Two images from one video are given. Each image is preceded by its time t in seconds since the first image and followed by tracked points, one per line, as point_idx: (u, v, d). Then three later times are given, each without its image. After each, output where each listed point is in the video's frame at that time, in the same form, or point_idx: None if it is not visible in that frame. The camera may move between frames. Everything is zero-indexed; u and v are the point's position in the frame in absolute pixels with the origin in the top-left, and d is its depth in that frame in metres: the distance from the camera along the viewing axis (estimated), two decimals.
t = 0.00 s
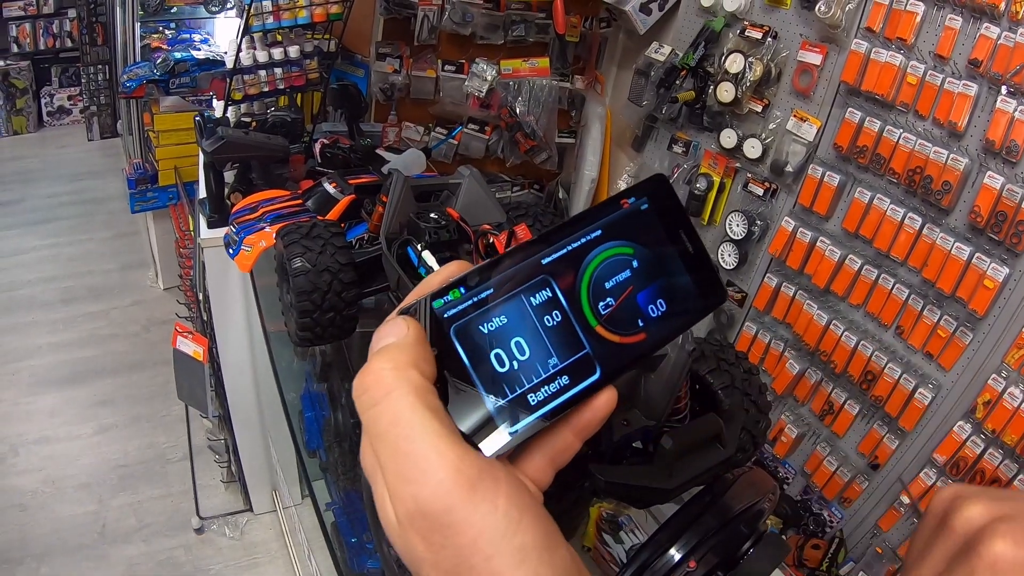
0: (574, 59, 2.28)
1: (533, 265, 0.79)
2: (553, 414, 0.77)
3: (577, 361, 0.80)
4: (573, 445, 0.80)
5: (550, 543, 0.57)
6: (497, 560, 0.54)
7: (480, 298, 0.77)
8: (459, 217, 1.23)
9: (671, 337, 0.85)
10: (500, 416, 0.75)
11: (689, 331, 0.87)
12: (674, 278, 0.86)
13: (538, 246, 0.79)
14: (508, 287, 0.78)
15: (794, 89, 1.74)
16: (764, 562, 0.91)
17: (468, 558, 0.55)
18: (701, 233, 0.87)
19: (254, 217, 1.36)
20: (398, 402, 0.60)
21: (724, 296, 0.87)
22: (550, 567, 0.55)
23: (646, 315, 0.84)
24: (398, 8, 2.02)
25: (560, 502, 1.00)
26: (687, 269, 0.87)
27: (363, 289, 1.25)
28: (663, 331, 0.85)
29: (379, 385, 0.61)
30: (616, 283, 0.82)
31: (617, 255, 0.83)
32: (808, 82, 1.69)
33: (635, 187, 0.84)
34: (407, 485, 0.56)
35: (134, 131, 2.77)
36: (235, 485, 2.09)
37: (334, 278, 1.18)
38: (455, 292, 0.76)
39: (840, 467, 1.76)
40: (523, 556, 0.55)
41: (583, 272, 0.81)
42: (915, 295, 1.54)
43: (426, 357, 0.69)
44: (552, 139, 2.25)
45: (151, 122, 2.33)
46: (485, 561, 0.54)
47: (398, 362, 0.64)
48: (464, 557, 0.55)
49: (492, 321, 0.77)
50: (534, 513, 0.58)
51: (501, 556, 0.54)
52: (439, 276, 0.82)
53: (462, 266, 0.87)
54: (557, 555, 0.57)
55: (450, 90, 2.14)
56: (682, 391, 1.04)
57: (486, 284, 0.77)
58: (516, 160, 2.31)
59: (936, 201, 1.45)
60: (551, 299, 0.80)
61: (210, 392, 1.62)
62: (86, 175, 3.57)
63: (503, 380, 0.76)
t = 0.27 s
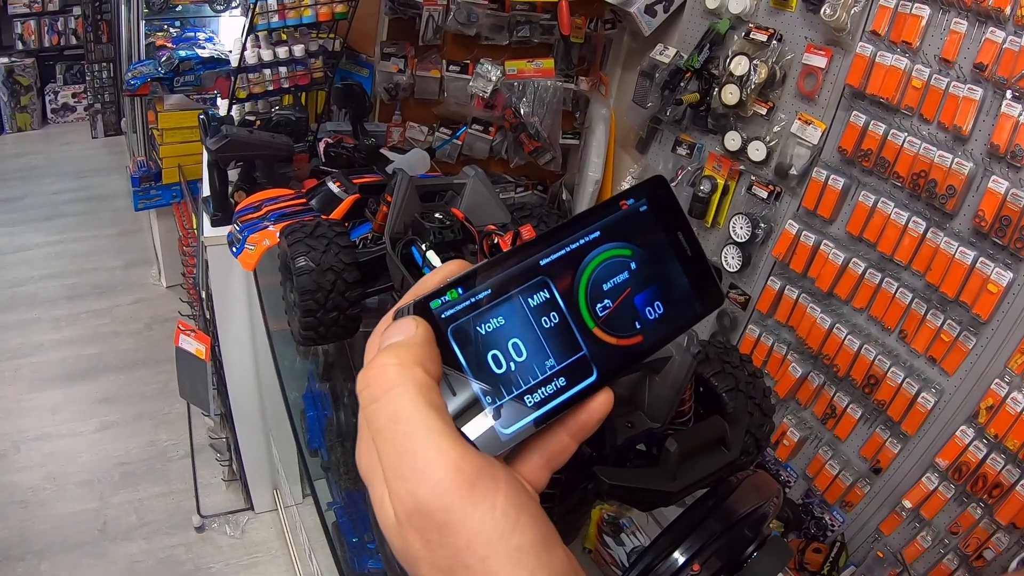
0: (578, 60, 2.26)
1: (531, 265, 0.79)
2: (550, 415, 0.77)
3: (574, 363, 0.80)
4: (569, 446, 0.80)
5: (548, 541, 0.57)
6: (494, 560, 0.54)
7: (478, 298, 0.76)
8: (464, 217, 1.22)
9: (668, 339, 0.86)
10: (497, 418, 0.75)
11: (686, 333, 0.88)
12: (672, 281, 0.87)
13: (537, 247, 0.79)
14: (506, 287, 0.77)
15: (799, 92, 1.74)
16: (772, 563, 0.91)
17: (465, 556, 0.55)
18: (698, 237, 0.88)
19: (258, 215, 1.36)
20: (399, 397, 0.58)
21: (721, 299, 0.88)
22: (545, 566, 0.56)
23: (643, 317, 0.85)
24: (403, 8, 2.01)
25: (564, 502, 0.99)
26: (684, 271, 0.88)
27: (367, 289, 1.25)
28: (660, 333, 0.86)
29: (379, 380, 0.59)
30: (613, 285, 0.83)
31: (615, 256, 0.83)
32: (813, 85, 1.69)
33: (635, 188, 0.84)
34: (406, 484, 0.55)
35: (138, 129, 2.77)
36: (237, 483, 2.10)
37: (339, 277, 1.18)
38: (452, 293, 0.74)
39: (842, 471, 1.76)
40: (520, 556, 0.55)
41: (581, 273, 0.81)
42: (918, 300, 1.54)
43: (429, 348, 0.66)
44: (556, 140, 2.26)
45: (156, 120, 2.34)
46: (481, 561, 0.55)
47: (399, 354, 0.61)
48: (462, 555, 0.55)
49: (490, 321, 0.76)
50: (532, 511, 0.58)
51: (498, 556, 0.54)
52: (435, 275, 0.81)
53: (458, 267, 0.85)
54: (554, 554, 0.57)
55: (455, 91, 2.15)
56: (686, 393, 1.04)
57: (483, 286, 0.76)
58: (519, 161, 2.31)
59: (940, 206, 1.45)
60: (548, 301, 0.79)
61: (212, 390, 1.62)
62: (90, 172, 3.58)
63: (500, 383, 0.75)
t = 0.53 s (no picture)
0: (581, 61, 2.27)
1: (530, 270, 0.79)
2: (547, 419, 0.77)
3: (571, 368, 0.80)
4: (562, 451, 0.78)
5: (562, 542, 0.53)
6: (503, 554, 0.50)
7: (476, 304, 0.76)
8: (467, 217, 1.23)
9: (666, 345, 0.86)
10: (495, 421, 0.75)
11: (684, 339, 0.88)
12: (670, 287, 0.87)
13: (537, 251, 0.79)
14: (505, 291, 0.77)
15: (802, 94, 1.74)
16: (773, 566, 0.90)
17: (474, 547, 0.51)
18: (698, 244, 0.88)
19: (262, 214, 1.36)
20: (434, 377, 0.55)
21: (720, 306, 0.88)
22: (556, 567, 0.52)
23: (641, 323, 0.85)
24: (407, 9, 2.02)
25: (566, 503, 1.00)
26: (682, 277, 0.88)
27: (370, 289, 1.26)
28: (658, 339, 0.86)
29: (420, 359, 0.56)
30: (611, 292, 0.83)
31: (614, 263, 0.83)
32: (816, 87, 1.69)
33: (636, 194, 0.84)
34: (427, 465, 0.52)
35: (141, 128, 2.78)
36: (238, 482, 2.10)
37: (342, 277, 1.18)
38: (451, 297, 0.74)
39: (843, 473, 1.76)
40: (531, 551, 0.51)
41: (580, 279, 0.81)
42: (920, 302, 1.53)
43: (476, 344, 0.63)
44: (559, 141, 2.26)
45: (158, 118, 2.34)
46: (490, 551, 0.51)
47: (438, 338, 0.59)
48: (470, 545, 0.51)
49: (489, 325, 0.76)
50: (549, 509, 0.54)
51: (508, 547, 0.50)
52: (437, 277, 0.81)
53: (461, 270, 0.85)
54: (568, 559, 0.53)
55: (458, 91, 2.15)
56: (689, 395, 1.03)
57: (484, 289, 0.76)
58: (522, 162, 2.31)
59: (942, 208, 1.45)
60: (547, 306, 0.80)
61: (214, 387, 1.63)
62: (93, 170, 3.58)
63: (498, 387, 0.75)
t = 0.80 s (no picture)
0: (583, 61, 2.26)
1: (531, 268, 0.79)
2: (548, 418, 0.78)
3: (571, 366, 0.80)
4: (562, 449, 0.80)
5: (564, 532, 0.54)
6: (510, 545, 0.51)
7: (477, 303, 0.75)
8: (470, 216, 1.23)
9: (666, 343, 0.87)
10: (496, 419, 0.75)
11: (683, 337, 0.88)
12: (670, 285, 0.87)
13: (538, 250, 0.79)
14: (506, 290, 0.77)
15: (804, 95, 1.74)
16: (774, 565, 0.91)
17: (481, 538, 0.52)
18: (698, 243, 0.88)
19: (264, 213, 1.36)
20: (441, 369, 0.55)
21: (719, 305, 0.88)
22: (556, 558, 0.53)
23: (641, 321, 0.85)
24: (409, 8, 2.03)
25: (568, 501, 1.00)
26: (682, 277, 0.88)
27: (374, 287, 1.27)
28: (658, 337, 0.86)
29: (427, 353, 0.56)
30: (612, 290, 0.83)
31: (614, 261, 0.84)
32: (818, 88, 1.69)
33: (636, 193, 0.84)
34: (432, 459, 0.51)
35: (143, 126, 2.78)
36: (239, 480, 2.10)
37: (345, 275, 1.18)
38: (451, 296, 0.74)
39: (843, 474, 1.76)
40: (534, 542, 0.52)
41: (580, 277, 0.81)
42: (921, 303, 1.53)
43: (479, 339, 0.62)
44: (560, 141, 2.26)
45: (161, 117, 2.34)
46: (495, 543, 0.52)
47: (442, 331, 0.59)
48: (476, 538, 0.52)
49: (490, 323, 0.76)
50: (551, 500, 0.55)
51: (513, 540, 0.51)
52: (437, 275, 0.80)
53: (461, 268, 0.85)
54: (569, 549, 0.54)
55: (460, 91, 2.15)
56: (692, 394, 1.04)
57: (484, 287, 0.76)
58: (524, 161, 2.32)
59: (944, 209, 1.45)
60: (547, 305, 0.80)
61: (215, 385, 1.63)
62: (95, 168, 3.59)
63: (499, 385, 0.75)
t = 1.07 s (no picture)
0: (584, 62, 2.26)
1: (532, 269, 0.79)
2: (548, 417, 0.78)
3: (571, 366, 0.81)
4: (563, 446, 0.80)
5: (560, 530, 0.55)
6: (507, 543, 0.52)
7: (479, 304, 0.76)
8: (471, 217, 1.23)
9: (666, 343, 0.87)
10: (497, 418, 0.75)
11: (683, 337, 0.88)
12: (670, 286, 0.88)
13: (539, 250, 0.79)
14: (507, 290, 0.77)
15: (804, 96, 1.74)
16: (772, 563, 0.91)
17: (478, 537, 0.53)
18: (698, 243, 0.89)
19: (265, 213, 1.37)
20: (429, 373, 0.55)
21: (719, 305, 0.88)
22: (555, 553, 0.54)
23: (641, 321, 0.86)
24: (410, 9, 2.03)
25: (568, 500, 1.00)
26: (682, 278, 0.88)
27: (375, 287, 1.27)
28: (658, 338, 0.86)
29: (415, 358, 0.56)
30: (612, 291, 0.84)
31: (615, 262, 0.84)
32: (817, 89, 1.69)
33: (637, 194, 0.85)
34: (426, 462, 0.52)
35: (144, 126, 2.78)
36: (239, 480, 2.10)
37: (346, 275, 1.18)
38: (454, 296, 0.74)
39: (842, 474, 1.77)
40: (532, 539, 0.53)
41: (581, 278, 0.81)
42: (920, 304, 1.54)
43: (468, 342, 0.63)
44: (560, 141, 2.26)
45: (162, 116, 2.35)
46: (494, 541, 0.52)
47: (431, 337, 0.60)
48: (474, 537, 0.53)
49: (491, 323, 0.76)
50: (547, 497, 0.55)
51: (510, 539, 0.52)
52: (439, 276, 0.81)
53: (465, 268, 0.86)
54: (567, 544, 0.55)
55: (461, 91, 2.15)
56: (691, 394, 1.04)
57: (487, 287, 0.76)
58: (524, 161, 2.32)
59: (943, 211, 1.46)
60: (548, 305, 0.80)
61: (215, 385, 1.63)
62: (95, 168, 3.59)
63: (501, 384, 0.76)
